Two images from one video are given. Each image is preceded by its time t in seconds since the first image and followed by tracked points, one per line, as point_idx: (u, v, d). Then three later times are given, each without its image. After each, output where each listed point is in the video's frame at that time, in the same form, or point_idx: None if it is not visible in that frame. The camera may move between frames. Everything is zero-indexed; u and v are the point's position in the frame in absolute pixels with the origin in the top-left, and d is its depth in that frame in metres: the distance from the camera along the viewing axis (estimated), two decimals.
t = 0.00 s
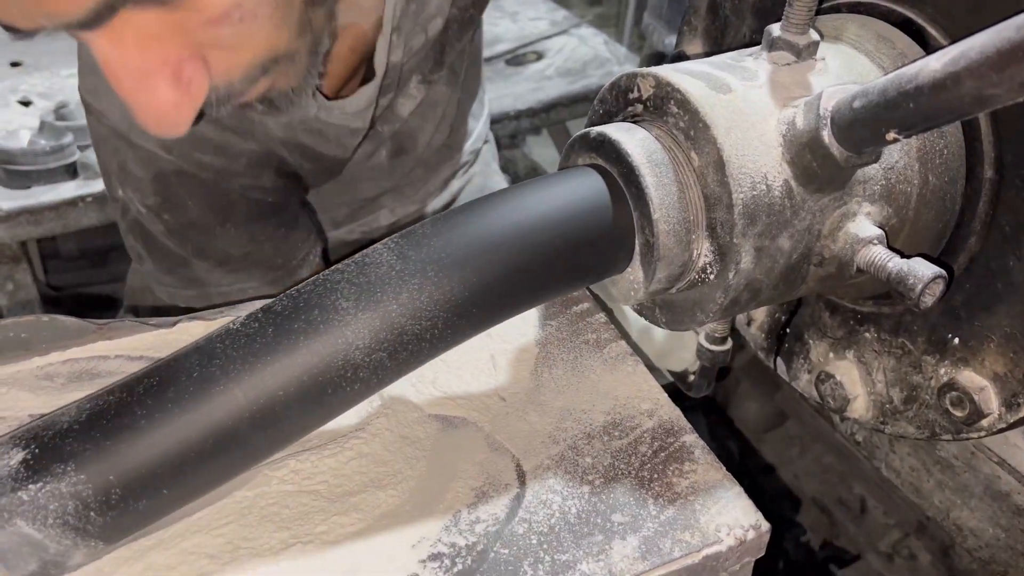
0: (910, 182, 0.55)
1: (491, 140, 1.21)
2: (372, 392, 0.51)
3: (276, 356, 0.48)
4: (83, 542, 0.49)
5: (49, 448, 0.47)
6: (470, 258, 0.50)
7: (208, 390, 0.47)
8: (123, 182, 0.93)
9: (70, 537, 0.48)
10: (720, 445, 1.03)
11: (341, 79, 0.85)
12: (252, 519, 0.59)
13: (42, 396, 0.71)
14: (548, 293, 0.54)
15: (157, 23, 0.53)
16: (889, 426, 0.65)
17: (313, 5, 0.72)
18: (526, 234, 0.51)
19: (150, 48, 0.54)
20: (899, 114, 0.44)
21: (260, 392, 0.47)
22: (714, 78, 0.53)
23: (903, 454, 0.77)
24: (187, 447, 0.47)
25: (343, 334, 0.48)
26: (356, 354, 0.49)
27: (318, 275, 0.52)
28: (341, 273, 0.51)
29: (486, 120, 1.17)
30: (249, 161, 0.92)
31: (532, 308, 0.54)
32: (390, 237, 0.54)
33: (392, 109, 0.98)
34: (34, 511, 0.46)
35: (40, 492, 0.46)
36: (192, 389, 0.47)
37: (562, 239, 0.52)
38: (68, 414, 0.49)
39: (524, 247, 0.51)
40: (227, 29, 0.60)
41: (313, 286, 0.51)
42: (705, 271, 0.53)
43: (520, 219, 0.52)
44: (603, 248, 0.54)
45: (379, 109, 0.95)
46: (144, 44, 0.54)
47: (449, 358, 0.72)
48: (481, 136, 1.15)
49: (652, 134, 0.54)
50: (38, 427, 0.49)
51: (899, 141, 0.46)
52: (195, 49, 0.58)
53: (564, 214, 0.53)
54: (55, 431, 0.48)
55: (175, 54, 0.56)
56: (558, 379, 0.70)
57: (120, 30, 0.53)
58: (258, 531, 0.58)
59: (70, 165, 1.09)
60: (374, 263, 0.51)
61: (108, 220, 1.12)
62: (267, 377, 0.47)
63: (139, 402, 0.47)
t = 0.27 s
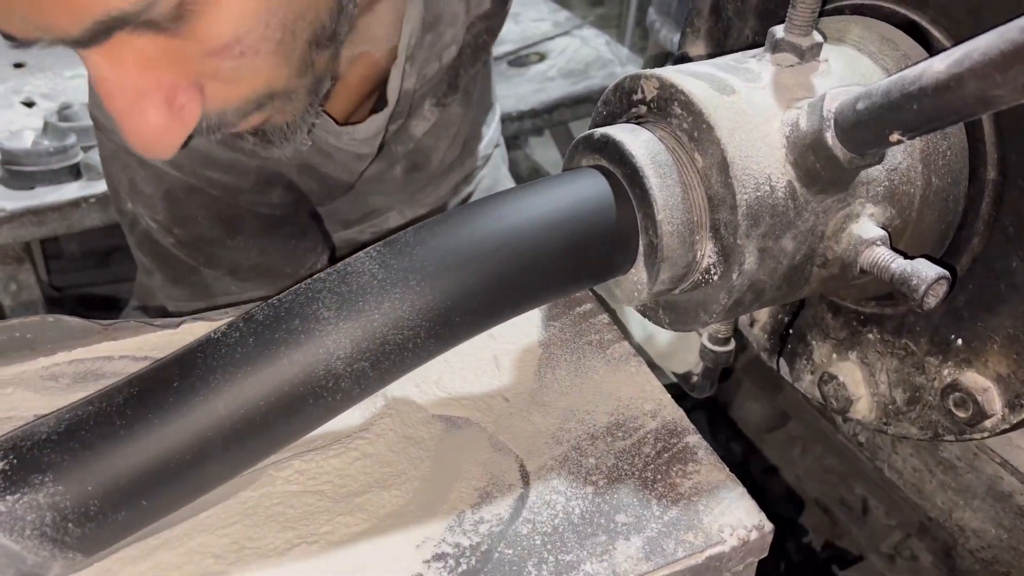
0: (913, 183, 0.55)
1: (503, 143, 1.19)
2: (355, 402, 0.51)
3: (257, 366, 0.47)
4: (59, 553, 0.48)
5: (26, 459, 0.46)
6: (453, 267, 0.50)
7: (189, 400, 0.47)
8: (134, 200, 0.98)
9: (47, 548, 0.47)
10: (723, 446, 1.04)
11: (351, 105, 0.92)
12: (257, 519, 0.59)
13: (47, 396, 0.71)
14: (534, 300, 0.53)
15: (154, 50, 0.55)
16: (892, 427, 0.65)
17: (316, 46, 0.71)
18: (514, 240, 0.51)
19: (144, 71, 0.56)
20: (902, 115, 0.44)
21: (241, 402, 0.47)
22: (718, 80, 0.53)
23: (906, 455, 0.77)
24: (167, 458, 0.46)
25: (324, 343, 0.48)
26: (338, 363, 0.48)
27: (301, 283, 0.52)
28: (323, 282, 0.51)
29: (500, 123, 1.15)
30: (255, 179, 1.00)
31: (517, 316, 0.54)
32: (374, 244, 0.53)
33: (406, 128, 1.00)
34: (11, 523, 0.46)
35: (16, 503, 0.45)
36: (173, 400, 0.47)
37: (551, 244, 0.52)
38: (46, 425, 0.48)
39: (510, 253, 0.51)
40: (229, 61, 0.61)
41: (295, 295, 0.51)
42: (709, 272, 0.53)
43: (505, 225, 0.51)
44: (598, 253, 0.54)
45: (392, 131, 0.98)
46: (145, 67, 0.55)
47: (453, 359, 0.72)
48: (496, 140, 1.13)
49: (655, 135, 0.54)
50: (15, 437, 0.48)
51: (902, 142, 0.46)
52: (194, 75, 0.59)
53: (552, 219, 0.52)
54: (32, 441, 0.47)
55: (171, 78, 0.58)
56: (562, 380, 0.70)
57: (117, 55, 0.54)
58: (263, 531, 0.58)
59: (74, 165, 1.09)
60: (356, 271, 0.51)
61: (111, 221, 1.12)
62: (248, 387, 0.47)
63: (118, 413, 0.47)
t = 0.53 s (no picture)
0: (917, 184, 0.55)
1: (513, 144, 1.20)
2: (337, 412, 0.50)
3: (236, 376, 0.47)
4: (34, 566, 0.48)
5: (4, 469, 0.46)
6: (435, 276, 0.50)
7: (169, 411, 0.47)
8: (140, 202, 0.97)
9: (23, 561, 0.47)
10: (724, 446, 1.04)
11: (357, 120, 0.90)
12: (261, 518, 0.59)
13: (52, 395, 0.72)
14: (520, 309, 0.53)
15: (143, 66, 0.55)
16: (895, 427, 0.65)
17: (312, 70, 0.70)
18: (502, 248, 0.51)
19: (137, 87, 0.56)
20: (906, 116, 0.44)
21: (222, 413, 0.47)
22: (721, 80, 0.53)
23: (909, 455, 0.77)
24: (146, 469, 0.46)
25: (305, 353, 0.48)
26: (319, 374, 0.48)
27: (282, 292, 0.52)
28: (304, 291, 0.51)
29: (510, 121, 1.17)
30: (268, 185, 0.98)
31: (500, 325, 0.53)
32: (356, 253, 0.53)
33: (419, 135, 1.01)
34: None
35: None
36: (151, 411, 0.47)
37: (540, 252, 0.52)
38: (25, 433, 0.48)
39: (495, 262, 0.51)
40: (218, 83, 0.60)
41: (275, 304, 0.50)
42: (713, 273, 0.53)
43: (491, 233, 0.51)
44: (592, 258, 0.54)
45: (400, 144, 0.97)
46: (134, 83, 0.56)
47: (457, 359, 0.72)
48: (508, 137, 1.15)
49: (659, 135, 0.54)
50: None
51: (906, 143, 0.46)
52: (184, 94, 0.59)
53: (540, 225, 0.52)
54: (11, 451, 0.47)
55: (161, 96, 0.58)
56: (565, 380, 0.70)
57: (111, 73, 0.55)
58: (267, 531, 0.58)
59: (77, 165, 1.09)
60: (337, 280, 0.50)
61: (114, 221, 1.12)
62: (228, 398, 0.47)
63: (96, 423, 0.46)
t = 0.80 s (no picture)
0: (921, 185, 0.55)
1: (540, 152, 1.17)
2: (319, 421, 0.51)
3: (217, 386, 0.47)
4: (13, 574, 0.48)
5: None
6: (418, 285, 0.50)
7: (149, 421, 0.47)
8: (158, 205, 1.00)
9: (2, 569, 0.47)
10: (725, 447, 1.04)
11: (373, 123, 0.90)
12: (267, 517, 0.59)
13: (57, 395, 0.72)
14: (503, 317, 0.53)
15: (144, 76, 0.55)
16: (898, 428, 0.65)
17: (313, 83, 0.70)
18: (487, 256, 0.51)
19: (133, 97, 0.56)
20: (909, 117, 0.44)
21: (203, 423, 0.47)
22: (725, 81, 0.53)
23: (911, 456, 0.77)
24: (125, 479, 0.46)
25: (286, 363, 0.48)
26: (301, 385, 0.48)
27: (264, 300, 0.52)
28: (286, 300, 0.51)
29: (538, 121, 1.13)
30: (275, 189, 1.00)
31: (483, 334, 0.54)
32: (338, 261, 0.53)
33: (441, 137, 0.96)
34: None
35: None
36: (131, 421, 0.47)
37: (526, 260, 0.52)
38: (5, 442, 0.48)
39: (479, 270, 0.51)
40: (218, 96, 0.60)
41: (257, 313, 0.50)
42: (717, 273, 0.54)
43: (475, 241, 0.51)
44: (582, 264, 0.54)
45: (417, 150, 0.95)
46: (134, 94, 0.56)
47: (461, 359, 0.73)
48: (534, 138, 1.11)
49: (663, 137, 0.54)
50: None
51: (910, 144, 0.46)
52: (185, 105, 0.60)
53: (526, 231, 0.52)
54: None
55: (161, 105, 0.58)
56: (569, 380, 0.70)
57: (111, 83, 0.55)
58: (273, 530, 0.59)
59: (81, 166, 1.09)
60: (320, 289, 0.50)
61: (118, 221, 1.12)
62: (209, 409, 0.47)
63: (75, 433, 0.47)
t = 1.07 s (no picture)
0: (928, 184, 0.55)
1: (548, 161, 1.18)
2: (303, 431, 0.50)
3: (200, 394, 0.47)
4: None
5: None
6: (403, 293, 0.49)
7: (131, 429, 0.46)
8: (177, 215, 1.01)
9: None
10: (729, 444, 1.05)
11: (379, 131, 0.89)
12: (275, 515, 0.60)
13: (64, 393, 0.72)
14: (492, 324, 0.53)
15: (128, 65, 0.54)
16: (905, 428, 0.65)
17: (301, 85, 0.69)
18: (477, 261, 0.50)
19: (117, 84, 0.55)
20: (918, 117, 0.44)
21: (187, 432, 0.46)
22: (733, 81, 0.53)
23: (917, 456, 0.77)
24: (106, 490, 0.45)
25: (271, 370, 0.47)
26: (287, 393, 0.48)
27: (249, 308, 0.51)
28: (271, 307, 0.50)
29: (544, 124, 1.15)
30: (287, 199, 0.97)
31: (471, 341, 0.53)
32: (324, 268, 0.53)
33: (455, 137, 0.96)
34: None
35: None
36: (112, 431, 0.46)
37: (517, 265, 0.51)
38: None
39: (468, 276, 0.50)
40: (204, 89, 0.58)
41: (241, 321, 0.50)
42: (724, 273, 0.54)
43: (464, 247, 0.51)
44: (578, 267, 0.53)
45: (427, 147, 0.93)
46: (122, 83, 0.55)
47: (467, 358, 0.73)
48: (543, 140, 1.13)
49: (671, 136, 0.54)
50: None
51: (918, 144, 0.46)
52: (171, 98, 0.58)
53: (518, 235, 0.51)
54: None
55: (147, 96, 0.57)
56: (575, 379, 0.70)
57: (94, 69, 0.54)
58: (280, 528, 0.59)
59: (85, 166, 1.09)
60: (304, 296, 0.50)
61: (122, 221, 1.12)
62: (193, 418, 0.46)
63: (55, 443, 0.45)
